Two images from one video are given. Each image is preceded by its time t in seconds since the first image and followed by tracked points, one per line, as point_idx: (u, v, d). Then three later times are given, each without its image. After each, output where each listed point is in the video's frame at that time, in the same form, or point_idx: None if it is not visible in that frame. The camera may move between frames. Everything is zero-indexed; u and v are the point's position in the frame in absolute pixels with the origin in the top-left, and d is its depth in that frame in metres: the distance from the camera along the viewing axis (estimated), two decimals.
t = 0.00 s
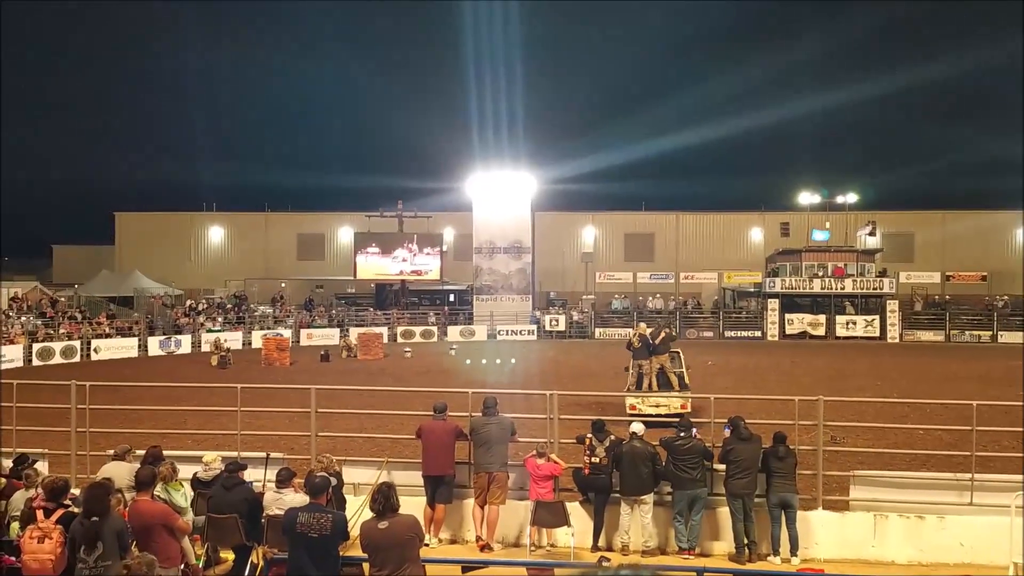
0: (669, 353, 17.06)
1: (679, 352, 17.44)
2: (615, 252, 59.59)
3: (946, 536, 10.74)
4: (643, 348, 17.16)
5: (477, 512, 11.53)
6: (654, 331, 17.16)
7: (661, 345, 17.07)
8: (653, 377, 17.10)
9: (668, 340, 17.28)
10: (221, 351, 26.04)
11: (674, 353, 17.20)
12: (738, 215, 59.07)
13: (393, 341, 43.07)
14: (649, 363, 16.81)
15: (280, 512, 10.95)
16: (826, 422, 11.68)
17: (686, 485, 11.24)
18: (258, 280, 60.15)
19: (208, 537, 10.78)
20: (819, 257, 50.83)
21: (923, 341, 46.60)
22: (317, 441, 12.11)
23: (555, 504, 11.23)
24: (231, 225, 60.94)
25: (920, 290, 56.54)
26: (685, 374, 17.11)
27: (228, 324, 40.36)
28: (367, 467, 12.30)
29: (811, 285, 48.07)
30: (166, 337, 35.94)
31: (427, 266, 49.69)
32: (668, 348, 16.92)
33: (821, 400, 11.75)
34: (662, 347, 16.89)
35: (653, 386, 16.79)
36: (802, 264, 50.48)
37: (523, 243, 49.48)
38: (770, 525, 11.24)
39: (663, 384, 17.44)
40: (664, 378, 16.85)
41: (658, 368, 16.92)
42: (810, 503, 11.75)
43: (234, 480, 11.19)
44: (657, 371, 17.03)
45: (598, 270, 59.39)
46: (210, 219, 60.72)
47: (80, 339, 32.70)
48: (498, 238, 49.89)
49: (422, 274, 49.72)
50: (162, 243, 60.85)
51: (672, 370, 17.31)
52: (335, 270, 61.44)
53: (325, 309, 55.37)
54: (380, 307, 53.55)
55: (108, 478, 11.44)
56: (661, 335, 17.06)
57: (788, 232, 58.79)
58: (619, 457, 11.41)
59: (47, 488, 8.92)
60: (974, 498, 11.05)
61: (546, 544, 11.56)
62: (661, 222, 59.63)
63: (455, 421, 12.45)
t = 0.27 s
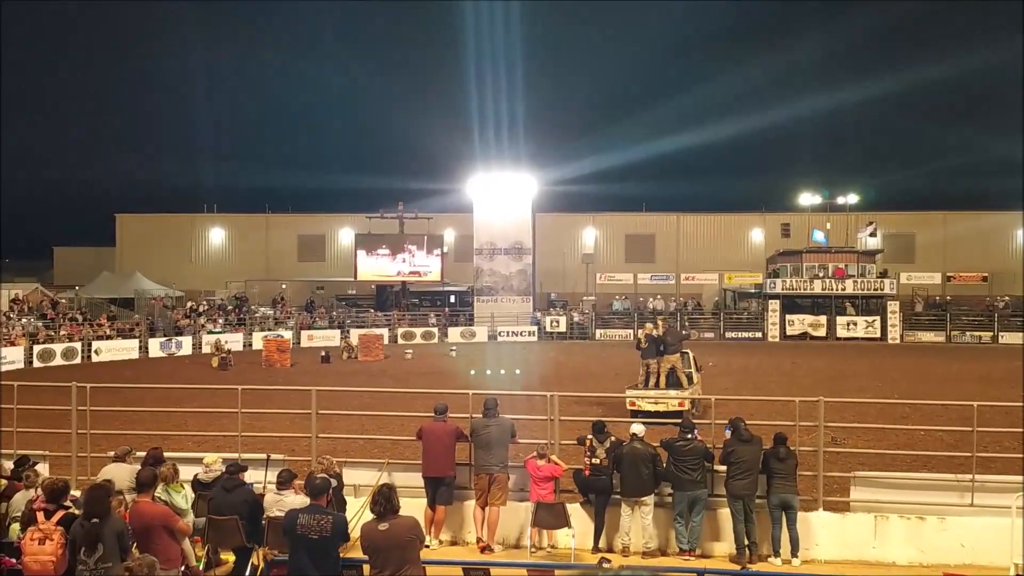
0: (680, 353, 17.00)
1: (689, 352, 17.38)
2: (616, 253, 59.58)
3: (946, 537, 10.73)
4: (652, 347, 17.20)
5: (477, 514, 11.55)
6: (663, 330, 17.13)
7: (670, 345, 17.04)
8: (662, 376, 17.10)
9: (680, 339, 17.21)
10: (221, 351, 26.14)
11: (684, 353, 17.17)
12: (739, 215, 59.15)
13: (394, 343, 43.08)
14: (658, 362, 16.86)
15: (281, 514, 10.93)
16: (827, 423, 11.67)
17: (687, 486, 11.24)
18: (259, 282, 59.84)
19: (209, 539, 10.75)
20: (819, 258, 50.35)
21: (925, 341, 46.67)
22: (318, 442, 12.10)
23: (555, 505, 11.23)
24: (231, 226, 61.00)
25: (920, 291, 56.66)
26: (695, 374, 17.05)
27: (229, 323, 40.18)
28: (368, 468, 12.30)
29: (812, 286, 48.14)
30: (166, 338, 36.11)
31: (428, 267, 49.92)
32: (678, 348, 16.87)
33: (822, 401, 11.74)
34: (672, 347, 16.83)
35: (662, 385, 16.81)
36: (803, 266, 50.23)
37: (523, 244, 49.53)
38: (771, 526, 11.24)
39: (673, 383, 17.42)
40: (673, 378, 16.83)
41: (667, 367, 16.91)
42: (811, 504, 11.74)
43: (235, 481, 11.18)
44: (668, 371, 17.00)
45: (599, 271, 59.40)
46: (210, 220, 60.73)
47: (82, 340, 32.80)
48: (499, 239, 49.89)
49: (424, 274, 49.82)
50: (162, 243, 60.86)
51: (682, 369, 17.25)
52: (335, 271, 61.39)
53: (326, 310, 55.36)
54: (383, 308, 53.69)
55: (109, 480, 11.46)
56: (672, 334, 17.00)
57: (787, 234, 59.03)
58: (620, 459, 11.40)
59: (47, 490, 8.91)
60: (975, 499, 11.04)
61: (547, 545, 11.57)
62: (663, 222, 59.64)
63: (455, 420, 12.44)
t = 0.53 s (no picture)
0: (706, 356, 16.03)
1: (719, 356, 16.32)
2: (625, 253, 58.62)
3: (985, 559, 9.85)
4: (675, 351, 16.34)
5: (476, 533, 10.69)
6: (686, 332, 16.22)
7: (694, 348, 16.08)
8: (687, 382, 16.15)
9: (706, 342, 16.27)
10: (201, 358, 25.16)
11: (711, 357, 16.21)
12: (750, 213, 58.31)
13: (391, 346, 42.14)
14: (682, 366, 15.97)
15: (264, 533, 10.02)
16: (854, 435, 10.78)
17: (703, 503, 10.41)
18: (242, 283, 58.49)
19: (185, 561, 9.90)
20: (844, 257, 50.97)
21: (943, 344, 45.63)
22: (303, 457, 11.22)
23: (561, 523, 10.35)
24: (214, 224, 59.99)
25: (955, 291, 53.99)
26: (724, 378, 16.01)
27: (208, 330, 39.42)
28: (358, 483, 11.40)
29: (834, 287, 47.68)
30: (141, 345, 34.94)
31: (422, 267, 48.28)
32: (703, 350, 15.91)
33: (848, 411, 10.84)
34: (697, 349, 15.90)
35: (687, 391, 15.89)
36: (825, 264, 50.48)
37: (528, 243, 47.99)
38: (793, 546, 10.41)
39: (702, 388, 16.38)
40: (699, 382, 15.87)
41: (692, 372, 15.93)
42: (836, 522, 10.89)
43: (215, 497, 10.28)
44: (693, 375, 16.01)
45: (608, 272, 58.29)
46: (193, 218, 59.72)
47: (49, 346, 31.86)
48: (499, 237, 48.32)
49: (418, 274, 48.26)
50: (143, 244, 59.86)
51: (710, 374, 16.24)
52: (325, 271, 60.02)
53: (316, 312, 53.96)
54: (373, 311, 52.28)
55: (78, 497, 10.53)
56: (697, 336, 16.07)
57: (810, 229, 57.93)
58: (631, 474, 10.61)
59: (11, 508, 8.08)
60: (1015, 517, 10.15)
61: (551, 567, 10.71)
62: (672, 221, 58.74)
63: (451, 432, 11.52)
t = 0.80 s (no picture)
0: (784, 377, 12.58)
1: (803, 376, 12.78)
2: (661, 243, 43.18)
3: None
4: (747, 370, 13.03)
5: None
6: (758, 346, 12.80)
7: (768, 365, 12.65)
8: (761, 410, 12.74)
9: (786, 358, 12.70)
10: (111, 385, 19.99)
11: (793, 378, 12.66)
12: (830, 188, 42.62)
13: (359, 369, 31.42)
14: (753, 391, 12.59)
15: None
16: (960, 482, 8.17)
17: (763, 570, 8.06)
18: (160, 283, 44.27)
19: None
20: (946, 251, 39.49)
21: None
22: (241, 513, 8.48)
23: None
24: (123, 205, 45.13)
25: None
26: (810, 405, 12.55)
27: (117, 347, 29.51)
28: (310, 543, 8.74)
29: (936, 289, 35.50)
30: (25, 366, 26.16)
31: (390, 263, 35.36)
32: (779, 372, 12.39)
33: (953, 451, 8.21)
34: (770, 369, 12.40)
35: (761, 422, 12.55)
36: (926, 260, 38.35)
37: (536, 231, 36.49)
38: None
39: (782, 417, 12.86)
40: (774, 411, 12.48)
41: (766, 397, 12.56)
42: None
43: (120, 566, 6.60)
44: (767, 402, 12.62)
45: (637, 270, 42.56)
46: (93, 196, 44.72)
47: None
48: (497, 223, 36.78)
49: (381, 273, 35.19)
50: (34, 229, 44.65)
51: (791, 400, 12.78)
52: (270, 271, 45.59)
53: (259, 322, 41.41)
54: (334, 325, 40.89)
55: None
56: (771, 353, 12.53)
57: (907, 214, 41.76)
58: (670, 534, 7.99)
59: None
60: None
61: None
62: (726, 199, 43.22)
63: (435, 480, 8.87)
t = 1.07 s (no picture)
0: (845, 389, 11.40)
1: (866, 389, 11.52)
2: (680, 239, 37.38)
3: None
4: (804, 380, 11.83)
5: None
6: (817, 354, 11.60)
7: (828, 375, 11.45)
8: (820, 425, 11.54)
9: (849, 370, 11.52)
10: (56, 400, 17.23)
11: (857, 391, 11.50)
12: (870, 175, 37.05)
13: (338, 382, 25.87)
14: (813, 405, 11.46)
15: None
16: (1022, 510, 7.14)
17: None
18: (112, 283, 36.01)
19: None
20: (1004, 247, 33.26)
21: None
22: (203, 547, 7.35)
23: None
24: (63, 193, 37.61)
25: None
26: (876, 421, 11.24)
27: (66, 357, 24.28)
28: None
29: (993, 290, 28.79)
30: None
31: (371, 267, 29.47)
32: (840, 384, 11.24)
33: (1013, 474, 7.17)
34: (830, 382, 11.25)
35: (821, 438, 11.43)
36: (980, 256, 32.66)
37: (536, 223, 30.69)
38: None
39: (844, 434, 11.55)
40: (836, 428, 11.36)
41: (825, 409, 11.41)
42: None
43: None
44: (827, 417, 11.46)
45: (653, 270, 36.95)
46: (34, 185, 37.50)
47: None
48: (494, 214, 30.88)
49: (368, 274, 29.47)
50: None
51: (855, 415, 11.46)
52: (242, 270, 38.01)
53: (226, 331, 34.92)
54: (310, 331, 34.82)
55: None
56: (832, 363, 11.38)
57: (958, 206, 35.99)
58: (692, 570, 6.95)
59: None
60: None
61: None
62: (754, 187, 37.31)
63: (425, 508, 7.78)
